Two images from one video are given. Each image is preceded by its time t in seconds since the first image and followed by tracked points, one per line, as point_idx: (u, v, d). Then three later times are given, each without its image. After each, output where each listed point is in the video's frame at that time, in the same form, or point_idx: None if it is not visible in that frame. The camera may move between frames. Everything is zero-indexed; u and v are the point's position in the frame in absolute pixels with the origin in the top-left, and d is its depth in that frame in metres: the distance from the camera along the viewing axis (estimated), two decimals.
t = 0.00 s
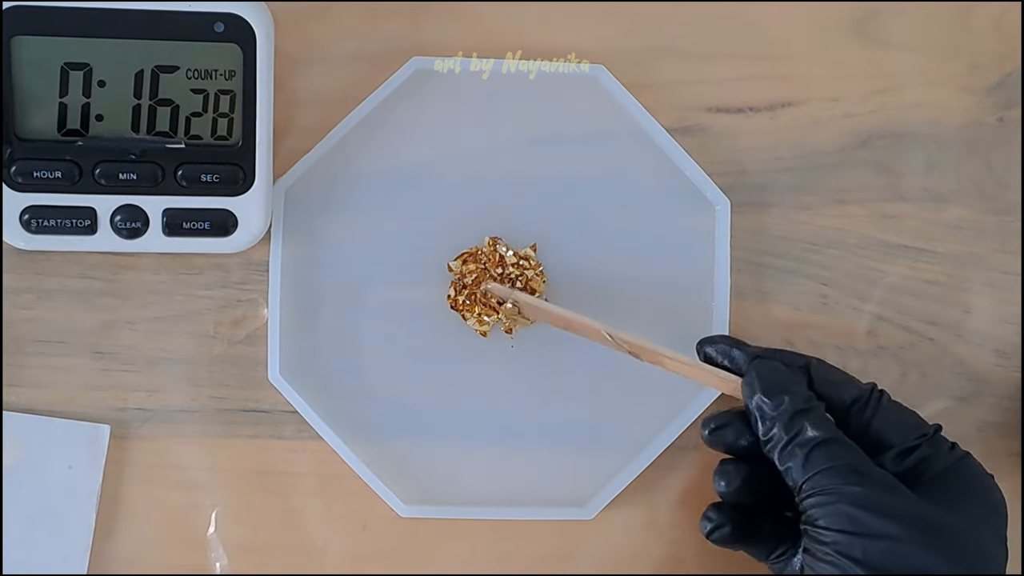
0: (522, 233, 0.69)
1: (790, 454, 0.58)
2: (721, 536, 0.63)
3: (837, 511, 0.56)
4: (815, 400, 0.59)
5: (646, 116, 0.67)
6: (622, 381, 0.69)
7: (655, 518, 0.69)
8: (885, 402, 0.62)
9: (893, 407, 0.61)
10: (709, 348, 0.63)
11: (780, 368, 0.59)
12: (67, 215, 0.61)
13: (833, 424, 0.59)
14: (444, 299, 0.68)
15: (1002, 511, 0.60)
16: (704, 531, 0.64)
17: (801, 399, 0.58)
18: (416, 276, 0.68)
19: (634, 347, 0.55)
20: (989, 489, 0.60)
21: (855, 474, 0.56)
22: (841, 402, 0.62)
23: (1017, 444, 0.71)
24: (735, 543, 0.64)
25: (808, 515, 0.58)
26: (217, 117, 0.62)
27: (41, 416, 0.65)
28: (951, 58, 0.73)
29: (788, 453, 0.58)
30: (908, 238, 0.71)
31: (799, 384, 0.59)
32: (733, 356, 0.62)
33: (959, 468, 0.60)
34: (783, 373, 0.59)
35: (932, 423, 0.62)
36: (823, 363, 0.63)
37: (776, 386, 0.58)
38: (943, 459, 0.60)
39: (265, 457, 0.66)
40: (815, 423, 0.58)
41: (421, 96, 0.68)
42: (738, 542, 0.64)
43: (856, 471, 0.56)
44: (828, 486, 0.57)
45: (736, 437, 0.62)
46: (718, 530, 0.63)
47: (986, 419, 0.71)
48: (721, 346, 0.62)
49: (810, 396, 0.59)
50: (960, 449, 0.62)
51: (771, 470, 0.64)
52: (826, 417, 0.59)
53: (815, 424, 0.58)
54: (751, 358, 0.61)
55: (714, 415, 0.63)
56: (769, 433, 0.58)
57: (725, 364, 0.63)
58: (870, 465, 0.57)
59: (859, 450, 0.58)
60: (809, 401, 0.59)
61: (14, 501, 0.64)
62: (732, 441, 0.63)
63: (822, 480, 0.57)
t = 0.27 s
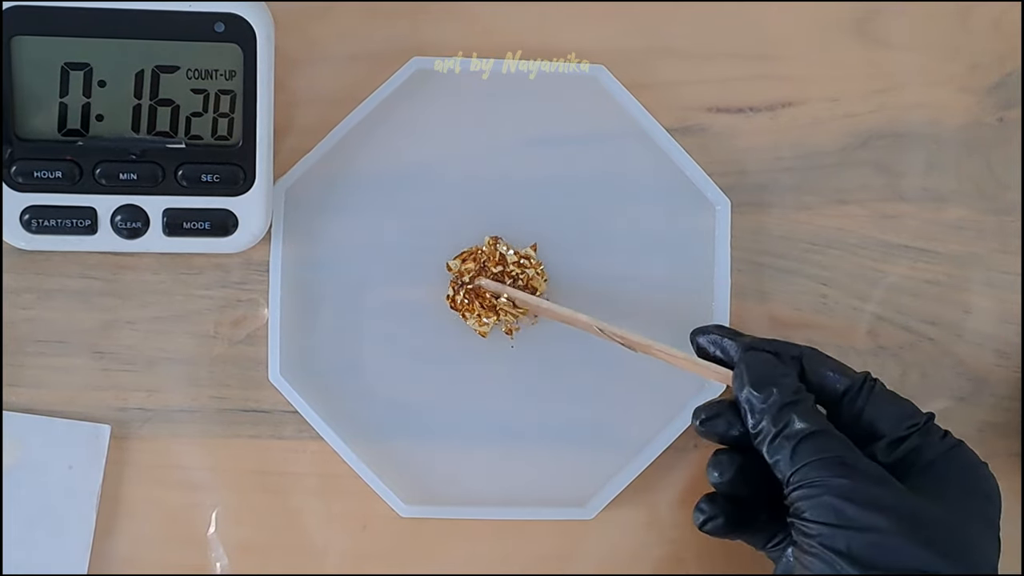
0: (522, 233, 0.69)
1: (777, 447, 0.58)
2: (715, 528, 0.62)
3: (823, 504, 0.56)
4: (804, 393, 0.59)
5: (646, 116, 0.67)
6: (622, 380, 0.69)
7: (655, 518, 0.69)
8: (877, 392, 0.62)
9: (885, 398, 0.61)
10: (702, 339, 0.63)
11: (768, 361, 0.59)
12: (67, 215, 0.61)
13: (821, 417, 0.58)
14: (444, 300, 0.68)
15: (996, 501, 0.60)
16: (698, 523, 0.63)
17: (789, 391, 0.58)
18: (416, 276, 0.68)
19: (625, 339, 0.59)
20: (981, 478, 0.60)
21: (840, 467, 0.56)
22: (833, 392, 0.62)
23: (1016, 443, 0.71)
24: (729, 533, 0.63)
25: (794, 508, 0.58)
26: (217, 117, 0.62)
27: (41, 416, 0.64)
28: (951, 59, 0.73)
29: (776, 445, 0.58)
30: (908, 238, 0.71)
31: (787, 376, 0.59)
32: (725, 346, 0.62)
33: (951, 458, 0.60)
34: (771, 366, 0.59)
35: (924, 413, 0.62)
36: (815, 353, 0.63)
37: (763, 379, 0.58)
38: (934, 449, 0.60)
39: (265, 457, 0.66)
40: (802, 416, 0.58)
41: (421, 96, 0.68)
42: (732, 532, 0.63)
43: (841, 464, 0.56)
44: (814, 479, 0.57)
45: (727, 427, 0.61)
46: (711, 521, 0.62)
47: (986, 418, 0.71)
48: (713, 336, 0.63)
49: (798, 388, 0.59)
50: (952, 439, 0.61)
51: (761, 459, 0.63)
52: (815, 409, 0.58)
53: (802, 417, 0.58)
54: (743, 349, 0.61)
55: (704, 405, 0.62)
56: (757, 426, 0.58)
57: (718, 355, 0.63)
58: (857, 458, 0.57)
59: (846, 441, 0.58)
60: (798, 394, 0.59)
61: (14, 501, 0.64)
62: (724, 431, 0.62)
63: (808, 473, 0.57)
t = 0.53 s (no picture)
0: (522, 233, 0.69)
1: (798, 453, 0.58)
2: (729, 540, 0.62)
3: (845, 515, 0.56)
4: (825, 398, 0.59)
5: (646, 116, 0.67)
6: (623, 381, 0.69)
7: (655, 518, 0.69)
8: (895, 398, 0.61)
9: (903, 405, 0.61)
10: (716, 343, 0.63)
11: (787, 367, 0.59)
12: (68, 216, 0.61)
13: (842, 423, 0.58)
14: (444, 300, 0.68)
15: (1013, 510, 0.59)
16: (712, 535, 0.63)
17: (809, 397, 0.58)
18: (416, 276, 0.68)
19: (635, 342, 0.57)
20: (999, 487, 0.60)
21: (863, 475, 0.56)
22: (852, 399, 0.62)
23: (1017, 444, 0.71)
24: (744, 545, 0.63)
25: (816, 518, 0.58)
26: (218, 117, 0.62)
27: (40, 416, 0.64)
28: (951, 59, 0.73)
29: (797, 451, 0.58)
30: (909, 238, 0.71)
31: (807, 382, 0.59)
32: (741, 351, 0.62)
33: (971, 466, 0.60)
34: (792, 371, 0.59)
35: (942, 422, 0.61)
36: (833, 360, 0.63)
37: (783, 383, 0.58)
38: (953, 457, 0.60)
39: (265, 457, 0.66)
40: (823, 421, 0.57)
41: (421, 96, 0.68)
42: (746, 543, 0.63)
43: (863, 472, 0.56)
44: (837, 488, 0.56)
45: (743, 438, 0.62)
46: (726, 533, 0.62)
47: (986, 418, 0.71)
48: (727, 341, 0.62)
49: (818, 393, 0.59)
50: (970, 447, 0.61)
51: (776, 470, 0.64)
52: (836, 415, 0.58)
53: (823, 422, 0.57)
54: (757, 353, 0.61)
55: (719, 416, 0.63)
56: (777, 432, 0.58)
57: (733, 360, 0.62)
58: (878, 466, 0.57)
59: (868, 450, 0.57)
60: (818, 399, 0.58)
61: (14, 501, 0.64)
62: (740, 442, 0.62)
63: (829, 480, 0.57)
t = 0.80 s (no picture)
0: (522, 232, 0.69)
1: (793, 451, 0.57)
2: (728, 545, 0.62)
3: (843, 510, 0.56)
4: (819, 397, 0.58)
5: (646, 116, 0.67)
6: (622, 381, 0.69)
7: (655, 518, 0.70)
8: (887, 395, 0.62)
9: (896, 402, 0.61)
10: (708, 348, 0.62)
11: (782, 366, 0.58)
12: (68, 215, 0.61)
13: (837, 420, 0.58)
14: (443, 299, 0.68)
15: (1001, 505, 0.60)
16: (711, 541, 0.62)
17: (804, 395, 0.57)
18: (416, 276, 0.68)
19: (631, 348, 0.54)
20: (988, 483, 0.60)
21: (861, 469, 0.56)
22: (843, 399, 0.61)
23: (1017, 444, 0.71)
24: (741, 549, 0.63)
25: (814, 512, 0.58)
26: (218, 117, 0.62)
27: (40, 416, 0.64)
28: (951, 59, 0.73)
29: (793, 448, 0.57)
30: (909, 238, 0.71)
31: (801, 381, 0.58)
32: (733, 355, 0.61)
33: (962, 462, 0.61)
34: (786, 370, 0.58)
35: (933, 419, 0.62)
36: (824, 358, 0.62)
37: (778, 382, 0.57)
38: (944, 453, 0.61)
39: (266, 457, 0.66)
40: (819, 419, 0.57)
41: (421, 96, 0.68)
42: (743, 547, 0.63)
43: (861, 467, 0.56)
44: (834, 483, 0.56)
45: (737, 442, 0.60)
46: (724, 539, 0.62)
47: (986, 418, 0.71)
48: (720, 345, 0.61)
49: (812, 392, 0.58)
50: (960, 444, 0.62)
51: (771, 471, 0.63)
52: (831, 412, 0.58)
53: (819, 419, 0.57)
54: (751, 357, 0.60)
55: (713, 420, 0.61)
56: (772, 430, 0.57)
57: (725, 364, 0.61)
58: (874, 461, 0.57)
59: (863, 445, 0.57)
60: (813, 397, 0.58)
61: (14, 500, 0.64)
62: (733, 446, 0.61)
63: (827, 476, 0.56)
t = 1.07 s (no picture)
0: (523, 232, 0.69)
1: (777, 447, 0.58)
2: (721, 536, 0.63)
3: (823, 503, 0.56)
4: (804, 393, 0.59)
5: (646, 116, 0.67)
6: (623, 381, 0.69)
7: (655, 518, 0.70)
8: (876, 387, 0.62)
9: (885, 395, 0.62)
10: (699, 343, 0.63)
11: (766, 363, 0.59)
12: (68, 215, 0.61)
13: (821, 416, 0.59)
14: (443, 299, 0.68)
15: (995, 498, 0.59)
16: (703, 533, 0.63)
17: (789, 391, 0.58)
18: (416, 276, 0.68)
19: (623, 346, 0.58)
20: (980, 475, 0.60)
21: (841, 463, 0.56)
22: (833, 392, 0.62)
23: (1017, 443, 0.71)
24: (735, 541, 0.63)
25: (796, 508, 0.58)
26: (218, 117, 0.62)
27: (40, 416, 0.64)
28: (951, 58, 0.73)
29: (776, 444, 0.58)
30: (909, 238, 0.71)
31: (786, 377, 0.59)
32: (722, 349, 0.62)
33: (952, 455, 0.60)
34: (771, 366, 0.59)
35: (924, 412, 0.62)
36: (814, 353, 0.63)
37: (762, 379, 0.58)
38: (933, 446, 0.60)
39: (266, 457, 0.66)
40: (802, 415, 0.58)
41: (421, 96, 0.68)
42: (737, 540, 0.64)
43: (842, 460, 0.56)
44: (815, 478, 0.57)
45: (727, 433, 0.62)
46: (717, 530, 0.63)
47: (986, 418, 0.71)
48: (709, 340, 0.63)
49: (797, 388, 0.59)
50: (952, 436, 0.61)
51: (765, 467, 0.64)
52: (815, 408, 0.59)
53: (802, 416, 0.58)
54: (740, 352, 0.62)
55: (704, 411, 0.63)
56: (758, 427, 0.59)
57: (715, 358, 0.63)
58: (855, 455, 0.57)
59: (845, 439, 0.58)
60: (798, 394, 0.59)
61: (14, 500, 0.63)
62: (723, 436, 0.62)
63: (808, 471, 0.57)
